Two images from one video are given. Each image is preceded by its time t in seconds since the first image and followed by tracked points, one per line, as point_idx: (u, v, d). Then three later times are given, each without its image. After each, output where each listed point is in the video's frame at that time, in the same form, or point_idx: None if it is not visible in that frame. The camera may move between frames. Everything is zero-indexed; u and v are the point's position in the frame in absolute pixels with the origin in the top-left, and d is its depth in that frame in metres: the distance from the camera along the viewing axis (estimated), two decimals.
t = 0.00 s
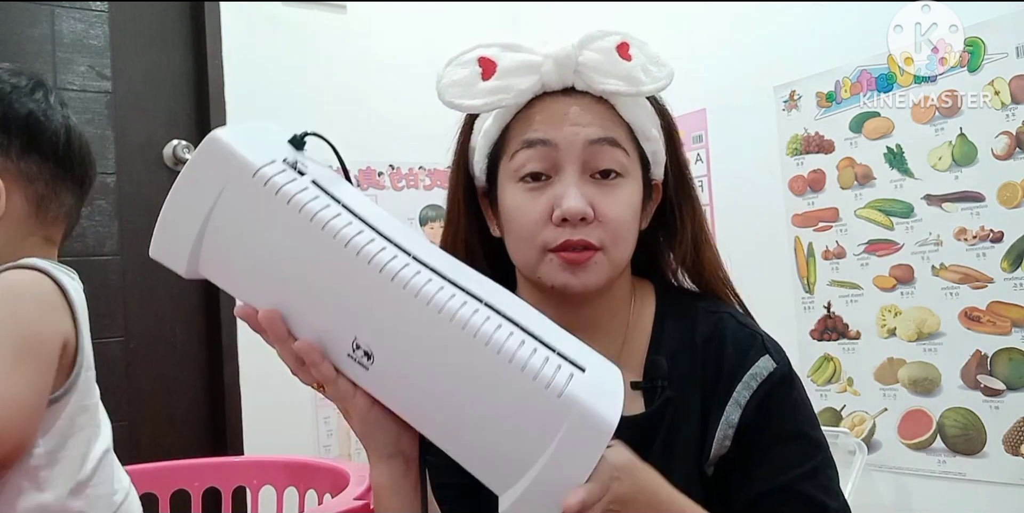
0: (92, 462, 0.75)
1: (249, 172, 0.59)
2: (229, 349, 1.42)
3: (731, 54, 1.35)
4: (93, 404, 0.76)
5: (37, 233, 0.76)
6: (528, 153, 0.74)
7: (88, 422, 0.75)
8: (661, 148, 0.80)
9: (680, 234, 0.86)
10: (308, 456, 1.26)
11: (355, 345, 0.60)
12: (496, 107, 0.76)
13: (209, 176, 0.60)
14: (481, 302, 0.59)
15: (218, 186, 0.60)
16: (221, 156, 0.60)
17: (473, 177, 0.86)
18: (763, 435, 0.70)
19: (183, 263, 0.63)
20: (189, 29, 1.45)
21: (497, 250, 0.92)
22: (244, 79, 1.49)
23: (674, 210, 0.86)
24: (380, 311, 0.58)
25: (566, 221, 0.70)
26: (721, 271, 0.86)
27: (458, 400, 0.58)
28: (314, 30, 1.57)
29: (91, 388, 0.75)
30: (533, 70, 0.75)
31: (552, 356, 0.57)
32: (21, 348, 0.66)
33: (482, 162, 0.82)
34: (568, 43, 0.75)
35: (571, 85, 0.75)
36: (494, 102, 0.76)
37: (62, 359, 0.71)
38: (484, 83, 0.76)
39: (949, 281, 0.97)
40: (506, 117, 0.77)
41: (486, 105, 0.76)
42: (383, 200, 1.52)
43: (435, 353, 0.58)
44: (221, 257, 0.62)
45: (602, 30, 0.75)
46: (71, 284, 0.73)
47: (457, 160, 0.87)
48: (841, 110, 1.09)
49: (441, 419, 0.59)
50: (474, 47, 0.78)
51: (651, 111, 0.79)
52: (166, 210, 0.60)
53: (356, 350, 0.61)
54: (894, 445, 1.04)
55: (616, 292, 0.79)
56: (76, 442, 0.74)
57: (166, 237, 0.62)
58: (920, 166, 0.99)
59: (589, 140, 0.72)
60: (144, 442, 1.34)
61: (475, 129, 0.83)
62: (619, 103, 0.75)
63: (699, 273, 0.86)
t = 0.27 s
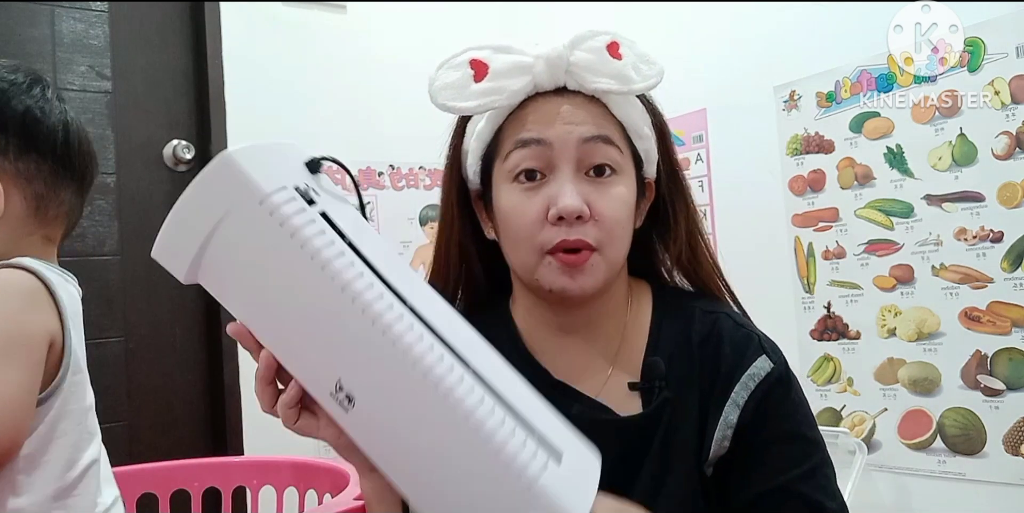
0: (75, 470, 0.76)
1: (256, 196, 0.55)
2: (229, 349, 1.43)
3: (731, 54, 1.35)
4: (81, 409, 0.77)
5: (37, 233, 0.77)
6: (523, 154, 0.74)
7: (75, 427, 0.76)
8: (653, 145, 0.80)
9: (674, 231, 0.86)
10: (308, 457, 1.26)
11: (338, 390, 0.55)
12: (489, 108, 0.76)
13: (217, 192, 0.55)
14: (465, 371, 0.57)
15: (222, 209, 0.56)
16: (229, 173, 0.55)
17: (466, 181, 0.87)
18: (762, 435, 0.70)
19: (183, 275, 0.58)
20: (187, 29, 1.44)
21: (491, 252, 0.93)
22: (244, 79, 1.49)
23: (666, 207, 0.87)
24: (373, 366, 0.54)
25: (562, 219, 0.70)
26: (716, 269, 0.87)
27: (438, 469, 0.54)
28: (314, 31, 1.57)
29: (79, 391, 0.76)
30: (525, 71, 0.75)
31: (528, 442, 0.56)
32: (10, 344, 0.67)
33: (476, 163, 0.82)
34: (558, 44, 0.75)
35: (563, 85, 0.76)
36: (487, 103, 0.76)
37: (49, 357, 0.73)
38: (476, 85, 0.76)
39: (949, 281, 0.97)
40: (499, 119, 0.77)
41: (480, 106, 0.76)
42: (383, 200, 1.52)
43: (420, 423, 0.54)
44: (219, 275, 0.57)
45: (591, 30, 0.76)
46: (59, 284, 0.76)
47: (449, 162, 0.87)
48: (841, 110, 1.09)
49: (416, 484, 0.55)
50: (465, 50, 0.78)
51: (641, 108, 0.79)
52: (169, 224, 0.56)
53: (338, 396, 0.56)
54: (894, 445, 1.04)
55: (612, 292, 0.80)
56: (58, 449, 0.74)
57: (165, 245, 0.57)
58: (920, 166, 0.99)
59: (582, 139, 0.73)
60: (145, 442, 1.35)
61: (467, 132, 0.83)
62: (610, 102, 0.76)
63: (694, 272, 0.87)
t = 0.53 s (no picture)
0: (60, 489, 0.75)
1: (252, 167, 0.50)
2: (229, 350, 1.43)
3: (730, 54, 1.35)
4: (70, 424, 0.77)
5: (37, 233, 0.78)
6: (517, 156, 0.74)
7: (63, 443, 0.76)
8: (648, 146, 0.80)
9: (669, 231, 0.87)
10: (308, 457, 1.27)
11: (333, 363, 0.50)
12: (484, 111, 0.76)
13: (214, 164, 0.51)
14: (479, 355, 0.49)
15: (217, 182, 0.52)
16: (226, 140, 0.51)
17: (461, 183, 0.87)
18: (753, 431, 0.70)
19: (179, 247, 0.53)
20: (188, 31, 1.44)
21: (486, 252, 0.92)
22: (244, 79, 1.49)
23: (660, 207, 0.87)
24: (371, 351, 0.48)
25: (557, 221, 0.70)
26: (711, 269, 0.87)
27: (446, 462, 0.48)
28: (314, 30, 1.57)
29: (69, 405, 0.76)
30: (520, 73, 0.75)
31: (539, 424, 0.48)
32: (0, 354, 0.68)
33: (470, 165, 0.82)
34: (553, 46, 0.75)
35: (557, 87, 0.76)
36: (482, 106, 0.76)
37: (39, 369, 0.73)
38: (471, 88, 0.76)
39: (949, 281, 0.97)
40: (493, 121, 0.78)
41: (475, 109, 0.76)
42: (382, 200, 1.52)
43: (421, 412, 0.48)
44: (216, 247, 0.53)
45: (585, 33, 0.76)
46: (53, 294, 0.76)
47: (444, 164, 0.87)
48: (841, 110, 1.09)
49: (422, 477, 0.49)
50: (459, 52, 0.78)
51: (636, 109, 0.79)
52: (161, 201, 0.52)
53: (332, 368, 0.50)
54: (894, 445, 1.04)
55: (607, 292, 0.80)
56: (42, 468, 0.74)
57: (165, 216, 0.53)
58: (920, 166, 0.99)
59: (577, 140, 0.73)
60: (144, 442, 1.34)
61: (461, 134, 0.83)
62: (604, 103, 0.76)
63: (689, 272, 0.87)
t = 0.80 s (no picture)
0: (49, 495, 0.75)
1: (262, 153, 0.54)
2: (229, 350, 1.43)
3: (731, 54, 1.35)
4: (58, 428, 0.76)
5: (26, 231, 0.80)
6: (517, 157, 0.74)
7: (51, 448, 0.76)
8: (647, 146, 0.80)
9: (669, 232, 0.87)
10: (308, 457, 1.26)
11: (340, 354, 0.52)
12: (483, 113, 0.76)
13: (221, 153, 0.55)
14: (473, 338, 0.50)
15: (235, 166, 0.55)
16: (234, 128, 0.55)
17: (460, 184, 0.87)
18: (754, 430, 0.70)
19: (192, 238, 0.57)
20: (187, 31, 1.46)
21: (485, 252, 0.92)
22: (243, 79, 1.49)
23: (660, 207, 0.87)
24: (368, 312, 0.50)
25: (557, 222, 0.70)
26: (711, 268, 0.87)
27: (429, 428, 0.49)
28: (313, 31, 1.57)
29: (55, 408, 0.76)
30: (518, 74, 0.75)
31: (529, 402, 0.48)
32: None
33: (470, 166, 0.82)
34: (552, 46, 0.75)
35: (556, 87, 0.76)
36: (481, 107, 0.76)
37: (21, 373, 0.72)
38: (470, 89, 0.76)
39: (949, 281, 0.97)
40: (493, 121, 0.77)
41: (474, 111, 0.76)
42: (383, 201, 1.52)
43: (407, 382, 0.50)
44: (226, 233, 0.56)
45: (583, 33, 0.76)
46: (36, 295, 0.75)
47: (444, 165, 0.87)
48: (841, 110, 1.09)
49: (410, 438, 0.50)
50: (457, 54, 0.78)
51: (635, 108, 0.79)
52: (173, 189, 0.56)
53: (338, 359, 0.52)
54: (894, 445, 1.04)
55: (607, 292, 0.80)
56: (27, 474, 0.74)
57: (177, 208, 0.57)
58: (920, 166, 0.99)
59: (576, 141, 0.73)
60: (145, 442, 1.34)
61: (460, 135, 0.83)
62: (603, 103, 0.76)
63: (689, 272, 0.87)
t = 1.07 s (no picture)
0: (43, 501, 0.75)
1: (235, 197, 0.45)
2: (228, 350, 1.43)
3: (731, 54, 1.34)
4: (48, 432, 0.75)
5: None
6: (518, 156, 0.74)
7: (42, 454, 0.75)
8: (648, 146, 0.80)
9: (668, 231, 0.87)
10: (307, 457, 1.27)
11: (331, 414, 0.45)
12: (484, 112, 0.76)
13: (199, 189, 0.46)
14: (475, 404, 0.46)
15: (200, 213, 0.46)
16: (215, 172, 0.46)
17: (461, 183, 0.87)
18: (752, 430, 0.70)
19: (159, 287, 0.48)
20: (188, 30, 1.45)
21: (485, 252, 0.92)
22: (242, 78, 1.49)
23: (660, 208, 0.87)
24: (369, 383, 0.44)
25: (558, 222, 0.70)
26: (710, 269, 0.87)
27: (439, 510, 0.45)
28: (313, 30, 1.57)
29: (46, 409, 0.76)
30: (521, 74, 0.75)
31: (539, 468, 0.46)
32: None
33: (471, 166, 0.82)
34: (554, 46, 0.75)
35: (558, 87, 0.76)
36: (483, 106, 0.76)
37: None
38: (472, 88, 0.76)
39: (949, 281, 0.97)
40: (495, 121, 0.77)
41: (475, 110, 0.76)
42: (383, 200, 1.53)
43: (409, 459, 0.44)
44: (198, 283, 0.47)
45: (585, 33, 0.76)
46: (8, 298, 0.75)
47: (444, 165, 0.87)
48: (841, 110, 1.09)
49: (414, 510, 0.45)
50: (460, 53, 0.78)
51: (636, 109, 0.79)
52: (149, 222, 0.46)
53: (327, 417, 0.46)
54: (894, 445, 1.04)
55: (607, 292, 0.80)
56: (18, 482, 0.74)
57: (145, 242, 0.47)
58: (920, 166, 0.99)
59: (577, 141, 0.73)
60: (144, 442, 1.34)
61: (462, 135, 0.83)
62: (604, 104, 0.76)
63: (688, 271, 0.87)
